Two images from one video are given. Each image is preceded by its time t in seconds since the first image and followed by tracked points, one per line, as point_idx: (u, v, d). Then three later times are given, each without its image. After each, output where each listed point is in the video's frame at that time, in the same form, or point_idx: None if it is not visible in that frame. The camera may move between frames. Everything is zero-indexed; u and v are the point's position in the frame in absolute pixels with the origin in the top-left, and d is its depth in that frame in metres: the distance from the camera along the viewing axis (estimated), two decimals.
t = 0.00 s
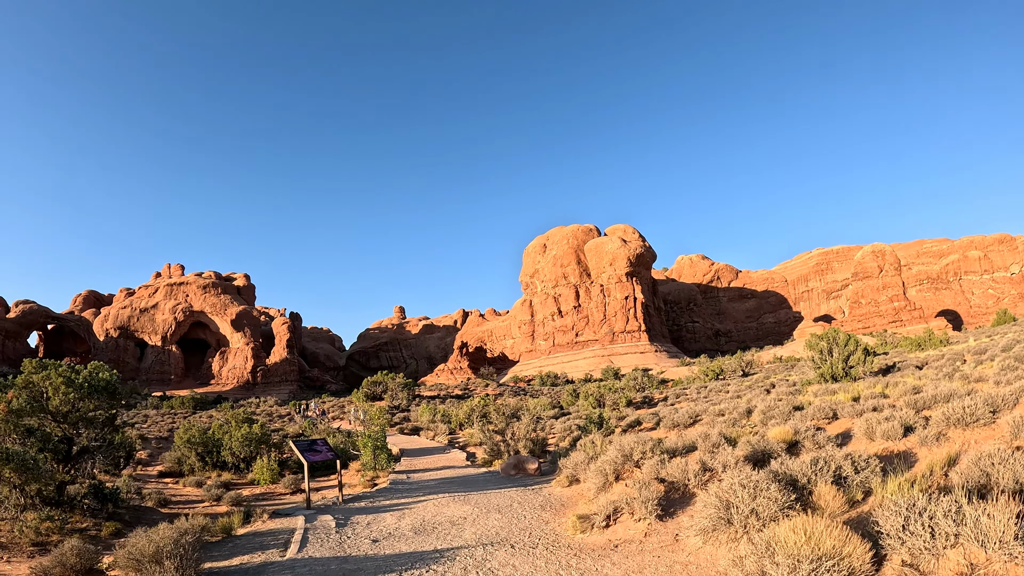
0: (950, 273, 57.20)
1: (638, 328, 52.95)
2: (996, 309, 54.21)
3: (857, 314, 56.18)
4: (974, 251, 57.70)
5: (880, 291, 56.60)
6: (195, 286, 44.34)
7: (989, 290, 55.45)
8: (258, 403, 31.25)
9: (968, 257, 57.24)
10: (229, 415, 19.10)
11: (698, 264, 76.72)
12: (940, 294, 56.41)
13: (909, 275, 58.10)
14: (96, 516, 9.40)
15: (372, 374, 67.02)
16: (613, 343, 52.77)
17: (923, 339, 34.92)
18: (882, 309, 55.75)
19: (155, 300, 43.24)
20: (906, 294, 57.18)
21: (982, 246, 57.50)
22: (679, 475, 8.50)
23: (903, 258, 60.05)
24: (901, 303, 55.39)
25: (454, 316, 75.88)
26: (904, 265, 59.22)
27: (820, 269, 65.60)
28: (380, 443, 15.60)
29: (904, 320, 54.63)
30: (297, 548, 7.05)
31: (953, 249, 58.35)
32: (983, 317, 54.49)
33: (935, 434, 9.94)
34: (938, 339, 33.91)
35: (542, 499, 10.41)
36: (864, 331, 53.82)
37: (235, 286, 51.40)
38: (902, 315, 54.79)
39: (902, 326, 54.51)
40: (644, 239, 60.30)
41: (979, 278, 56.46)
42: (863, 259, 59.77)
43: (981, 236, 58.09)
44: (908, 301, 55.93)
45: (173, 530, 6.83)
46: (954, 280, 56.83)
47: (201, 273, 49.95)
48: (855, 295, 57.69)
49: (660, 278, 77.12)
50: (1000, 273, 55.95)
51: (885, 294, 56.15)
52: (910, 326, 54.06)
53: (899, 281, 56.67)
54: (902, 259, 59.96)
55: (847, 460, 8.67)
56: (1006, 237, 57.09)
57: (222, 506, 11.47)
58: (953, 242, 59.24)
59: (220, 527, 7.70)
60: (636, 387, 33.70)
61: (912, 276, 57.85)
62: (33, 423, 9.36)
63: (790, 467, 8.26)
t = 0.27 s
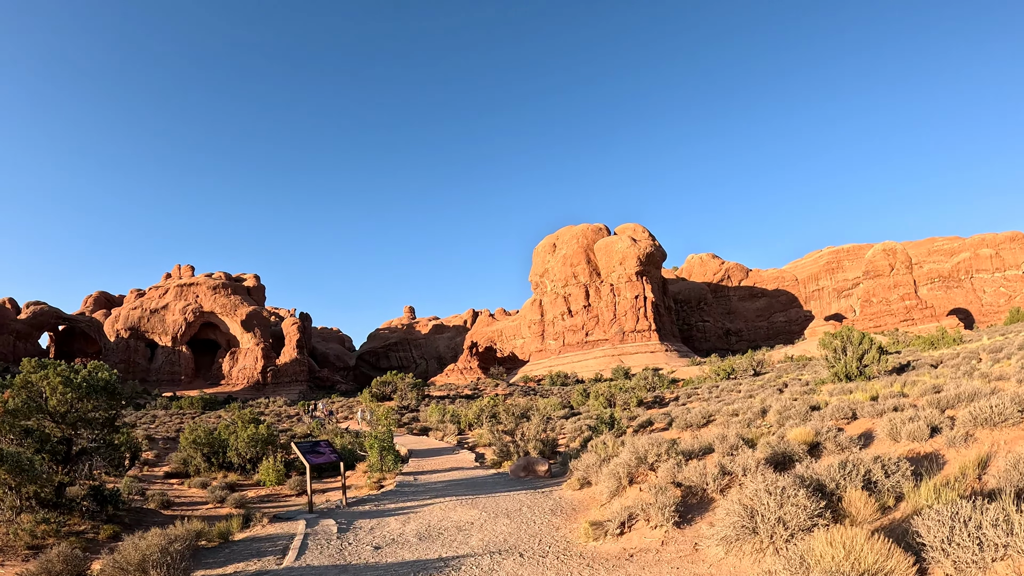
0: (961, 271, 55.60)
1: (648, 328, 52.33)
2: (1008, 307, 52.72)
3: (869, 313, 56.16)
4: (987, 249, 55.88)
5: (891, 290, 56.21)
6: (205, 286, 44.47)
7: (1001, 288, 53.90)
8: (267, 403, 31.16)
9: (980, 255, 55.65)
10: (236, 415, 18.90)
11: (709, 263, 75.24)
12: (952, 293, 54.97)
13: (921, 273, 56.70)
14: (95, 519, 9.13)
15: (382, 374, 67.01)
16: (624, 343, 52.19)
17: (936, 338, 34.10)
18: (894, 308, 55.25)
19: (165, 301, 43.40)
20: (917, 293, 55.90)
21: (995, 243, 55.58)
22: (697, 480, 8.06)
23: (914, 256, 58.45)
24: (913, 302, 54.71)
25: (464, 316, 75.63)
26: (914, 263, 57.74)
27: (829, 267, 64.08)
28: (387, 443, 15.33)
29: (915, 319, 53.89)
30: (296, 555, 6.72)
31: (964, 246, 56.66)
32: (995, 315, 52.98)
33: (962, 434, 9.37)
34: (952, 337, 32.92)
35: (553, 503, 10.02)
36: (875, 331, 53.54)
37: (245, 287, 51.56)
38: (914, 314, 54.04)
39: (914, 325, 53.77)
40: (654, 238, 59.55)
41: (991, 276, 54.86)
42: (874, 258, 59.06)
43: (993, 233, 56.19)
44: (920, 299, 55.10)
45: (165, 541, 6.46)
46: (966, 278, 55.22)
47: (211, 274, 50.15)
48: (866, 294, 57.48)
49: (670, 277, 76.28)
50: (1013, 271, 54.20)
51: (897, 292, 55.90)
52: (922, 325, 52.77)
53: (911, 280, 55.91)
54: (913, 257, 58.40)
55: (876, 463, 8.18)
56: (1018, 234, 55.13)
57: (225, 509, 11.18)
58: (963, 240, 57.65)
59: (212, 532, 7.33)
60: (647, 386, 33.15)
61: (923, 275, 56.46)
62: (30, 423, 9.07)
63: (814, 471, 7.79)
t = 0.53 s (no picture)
0: (974, 270, 53.99)
1: (660, 327, 51.66)
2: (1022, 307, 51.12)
3: (880, 313, 54.92)
4: (1000, 247, 54.18)
5: (903, 289, 54.97)
6: (215, 287, 44.62)
7: (1014, 287, 52.32)
8: (277, 403, 31.10)
9: (993, 254, 54.00)
10: (243, 415, 18.74)
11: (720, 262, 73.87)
12: (964, 292, 53.49)
13: (933, 272, 55.15)
14: (94, 521, 8.87)
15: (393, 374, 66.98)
16: (635, 343, 51.57)
17: (951, 337, 33.16)
18: (907, 308, 53.93)
19: (177, 302, 43.63)
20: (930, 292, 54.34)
21: (1009, 241, 53.90)
22: (714, 484, 7.63)
23: (926, 255, 56.83)
24: (925, 301, 53.32)
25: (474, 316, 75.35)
26: (926, 263, 56.07)
27: (840, 266, 62.32)
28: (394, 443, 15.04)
29: (928, 318, 52.59)
30: (291, 562, 6.38)
31: (976, 245, 55.02)
32: (1007, 315, 51.47)
33: (992, 435, 8.81)
34: (965, 337, 31.77)
35: (563, 507, 9.65)
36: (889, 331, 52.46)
37: (256, 288, 51.78)
38: (926, 313, 52.70)
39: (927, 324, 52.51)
40: (665, 237, 58.79)
41: (1004, 275, 53.27)
42: (886, 256, 57.57)
43: (1006, 231, 54.47)
44: (932, 298, 53.82)
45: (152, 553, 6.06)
46: (979, 278, 53.68)
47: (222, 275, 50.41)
48: (878, 293, 56.26)
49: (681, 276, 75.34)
50: None
51: (908, 292, 54.60)
52: (934, 324, 51.85)
53: (923, 278, 54.49)
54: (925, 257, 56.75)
55: (907, 466, 7.68)
56: None
57: (229, 512, 10.91)
58: (976, 239, 55.99)
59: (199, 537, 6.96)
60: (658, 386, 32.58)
61: (935, 274, 54.92)
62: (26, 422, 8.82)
63: (838, 474, 7.32)
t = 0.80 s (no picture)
0: (987, 270, 52.76)
1: (672, 328, 51.03)
2: None
3: (891, 314, 53.76)
4: (1015, 246, 52.91)
5: (916, 289, 53.68)
6: (227, 287, 44.83)
7: None
8: (288, 403, 31.06)
9: (1008, 254, 52.79)
10: (252, 416, 18.57)
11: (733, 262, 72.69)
12: (978, 292, 52.11)
13: (946, 272, 53.69)
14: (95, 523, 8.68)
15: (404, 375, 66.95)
16: (646, 343, 50.97)
17: (967, 336, 32.00)
18: (920, 308, 52.72)
19: (189, 302, 43.89)
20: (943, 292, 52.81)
21: None
22: (735, 491, 7.24)
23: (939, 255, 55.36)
24: (938, 301, 52.17)
25: (486, 316, 75.09)
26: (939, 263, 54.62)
27: (852, 267, 61.17)
28: (403, 445, 14.76)
29: (941, 319, 51.43)
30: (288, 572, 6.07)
31: (989, 245, 53.77)
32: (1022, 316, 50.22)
33: None
34: (981, 337, 30.78)
35: (576, 512, 9.28)
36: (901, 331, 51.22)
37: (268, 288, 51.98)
38: (940, 314, 51.53)
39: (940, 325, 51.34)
40: (677, 237, 58.03)
41: (1019, 275, 51.98)
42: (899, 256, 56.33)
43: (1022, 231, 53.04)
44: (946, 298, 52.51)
45: (141, 561, 5.76)
46: (992, 277, 52.43)
47: (234, 275, 50.66)
48: (891, 293, 55.04)
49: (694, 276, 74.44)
50: None
51: (921, 292, 53.44)
52: (949, 324, 50.58)
53: (937, 278, 53.31)
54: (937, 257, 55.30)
55: (941, 472, 7.19)
56: None
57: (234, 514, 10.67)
58: (989, 239, 54.66)
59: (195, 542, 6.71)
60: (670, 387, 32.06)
61: (948, 274, 53.47)
62: (25, 422, 8.66)
63: (867, 481, 6.89)
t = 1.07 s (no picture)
0: (1000, 269, 51.93)
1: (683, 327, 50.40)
2: None
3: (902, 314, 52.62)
4: None
5: (929, 288, 52.43)
6: (238, 287, 44.97)
7: None
8: (298, 402, 30.97)
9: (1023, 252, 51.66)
10: (260, 414, 18.37)
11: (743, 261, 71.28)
12: (990, 291, 51.27)
13: (958, 271, 52.73)
14: (95, 522, 8.49)
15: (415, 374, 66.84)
16: (657, 342, 50.33)
17: (980, 336, 31.26)
18: (931, 307, 51.55)
19: (200, 301, 44.05)
20: (955, 291, 51.95)
21: None
22: (761, 492, 6.82)
23: (952, 253, 54.30)
24: (951, 300, 51.04)
25: (496, 315, 74.74)
26: (952, 261, 53.59)
27: (864, 266, 59.74)
28: (411, 444, 14.45)
29: (954, 318, 50.40)
30: None
31: (1003, 244, 52.81)
32: None
33: None
34: (996, 336, 29.87)
35: (591, 513, 8.88)
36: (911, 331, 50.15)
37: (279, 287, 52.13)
38: (952, 313, 50.43)
39: (953, 324, 50.29)
40: (688, 236, 57.24)
41: None
42: (911, 254, 54.80)
43: None
44: (959, 297, 51.45)
45: (129, 564, 5.48)
46: (1005, 277, 51.58)
47: (245, 274, 50.82)
48: (902, 292, 53.66)
49: (705, 275, 73.53)
50: None
51: (934, 291, 52.16)
52: (961, 323, 49.74)
53: (950, 277, 51.97)
54: (951, 254, 54.23)
55: (982, 470, 6.69)
56: None
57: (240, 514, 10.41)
58: (1003, 237, 53.62)
59: (192, 543, 6.44)
60: (682, 385, 31.50)
61: (960, 273, 52.53)
62: (23, 418, 8.45)
63: (904, 481, 6.44)
